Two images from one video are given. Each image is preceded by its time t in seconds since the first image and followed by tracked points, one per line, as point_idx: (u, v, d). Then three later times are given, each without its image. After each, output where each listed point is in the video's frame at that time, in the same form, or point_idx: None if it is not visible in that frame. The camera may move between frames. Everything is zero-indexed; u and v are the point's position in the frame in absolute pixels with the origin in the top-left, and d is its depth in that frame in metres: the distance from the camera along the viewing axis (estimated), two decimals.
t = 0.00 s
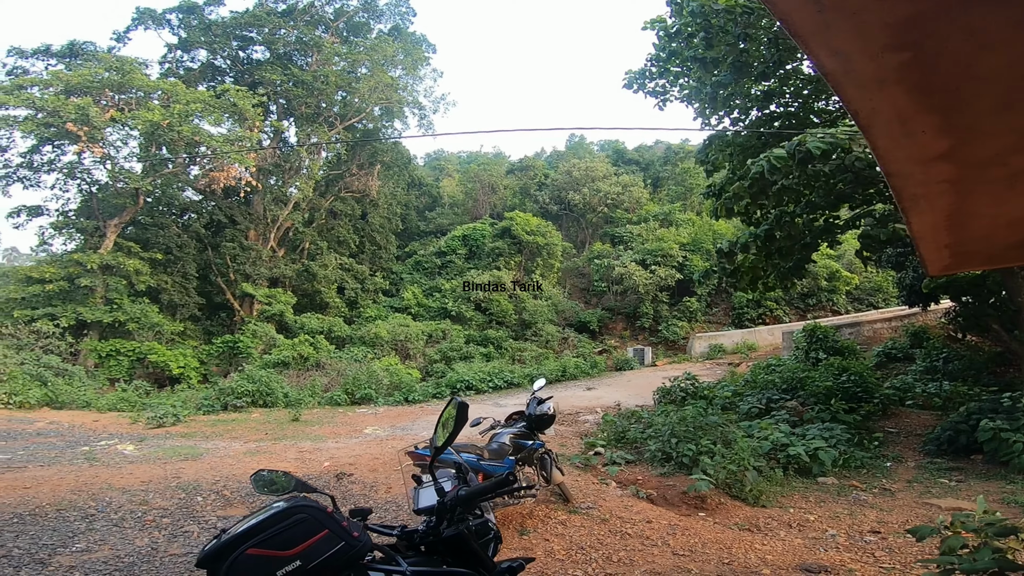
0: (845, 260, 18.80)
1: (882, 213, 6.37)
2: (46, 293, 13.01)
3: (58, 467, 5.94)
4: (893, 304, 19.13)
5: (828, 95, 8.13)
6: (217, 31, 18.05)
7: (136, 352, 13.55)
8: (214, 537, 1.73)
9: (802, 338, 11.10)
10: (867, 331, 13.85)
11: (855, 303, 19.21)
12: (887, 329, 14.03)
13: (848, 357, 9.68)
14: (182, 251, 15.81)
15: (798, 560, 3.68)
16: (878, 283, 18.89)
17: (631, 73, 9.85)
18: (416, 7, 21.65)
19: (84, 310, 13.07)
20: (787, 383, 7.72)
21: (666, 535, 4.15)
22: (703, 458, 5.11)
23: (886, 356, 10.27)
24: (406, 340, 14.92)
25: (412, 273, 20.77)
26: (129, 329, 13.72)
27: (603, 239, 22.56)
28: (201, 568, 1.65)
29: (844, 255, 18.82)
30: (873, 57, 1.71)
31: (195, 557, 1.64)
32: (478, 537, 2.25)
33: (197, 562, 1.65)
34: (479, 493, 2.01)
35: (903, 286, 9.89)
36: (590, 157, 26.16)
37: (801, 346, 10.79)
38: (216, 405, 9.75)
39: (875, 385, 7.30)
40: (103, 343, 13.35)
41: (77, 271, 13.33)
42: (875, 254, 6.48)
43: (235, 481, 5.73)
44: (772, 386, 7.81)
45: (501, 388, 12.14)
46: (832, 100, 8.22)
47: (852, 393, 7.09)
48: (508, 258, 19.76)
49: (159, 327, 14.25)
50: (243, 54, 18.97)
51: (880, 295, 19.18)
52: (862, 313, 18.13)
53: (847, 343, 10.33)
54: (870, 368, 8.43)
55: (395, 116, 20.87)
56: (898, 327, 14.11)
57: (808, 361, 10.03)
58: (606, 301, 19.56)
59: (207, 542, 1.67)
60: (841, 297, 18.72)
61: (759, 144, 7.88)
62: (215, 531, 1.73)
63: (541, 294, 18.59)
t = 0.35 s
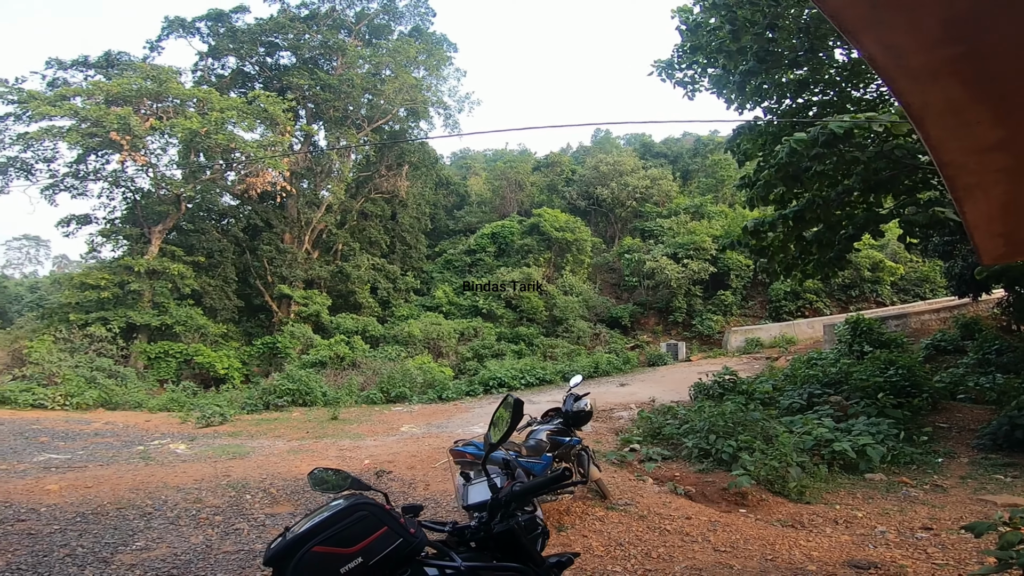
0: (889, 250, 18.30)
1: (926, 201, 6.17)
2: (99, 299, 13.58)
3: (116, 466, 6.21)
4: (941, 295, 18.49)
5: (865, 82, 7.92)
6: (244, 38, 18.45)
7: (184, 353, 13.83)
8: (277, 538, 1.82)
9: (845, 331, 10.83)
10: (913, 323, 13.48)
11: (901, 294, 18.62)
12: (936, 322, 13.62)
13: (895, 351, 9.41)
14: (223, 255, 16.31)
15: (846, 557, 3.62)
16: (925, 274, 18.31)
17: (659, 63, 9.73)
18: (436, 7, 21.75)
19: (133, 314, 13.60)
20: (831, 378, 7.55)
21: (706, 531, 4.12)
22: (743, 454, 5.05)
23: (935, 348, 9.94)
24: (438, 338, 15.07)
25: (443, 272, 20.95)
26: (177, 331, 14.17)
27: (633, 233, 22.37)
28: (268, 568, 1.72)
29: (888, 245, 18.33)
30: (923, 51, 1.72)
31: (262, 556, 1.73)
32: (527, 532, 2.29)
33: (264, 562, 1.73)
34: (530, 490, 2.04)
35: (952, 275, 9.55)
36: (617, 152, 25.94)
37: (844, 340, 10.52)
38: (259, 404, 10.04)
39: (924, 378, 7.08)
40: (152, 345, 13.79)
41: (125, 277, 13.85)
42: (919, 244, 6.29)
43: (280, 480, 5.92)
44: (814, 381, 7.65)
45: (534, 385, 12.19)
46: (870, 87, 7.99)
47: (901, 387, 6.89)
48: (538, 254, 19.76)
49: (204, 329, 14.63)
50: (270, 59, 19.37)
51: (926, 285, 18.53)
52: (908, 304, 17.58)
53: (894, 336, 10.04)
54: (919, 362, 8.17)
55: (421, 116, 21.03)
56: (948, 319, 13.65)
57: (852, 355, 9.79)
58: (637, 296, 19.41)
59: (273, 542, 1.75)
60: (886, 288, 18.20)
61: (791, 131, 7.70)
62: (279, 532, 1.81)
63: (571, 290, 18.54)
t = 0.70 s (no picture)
0: (941, 238, 17.61)
1: (979, 187, 5.93)
2: (153, 302, 14.13)
3: (172, 462, 6.50)
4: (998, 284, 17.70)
5: (909, 68, 7.66)
6: (275, 43, 18.87)
7: (231, 353, 14.17)
8: (337, 532, 1.91)
9: (896, 323, 10.47)
10: (968, 314, 12.95)
11: (955, 285, 17.94)
12: (994, 312, 13.04)
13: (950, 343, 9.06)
14: (265, 257, 16.81)
15: (899, 553, 3.54)
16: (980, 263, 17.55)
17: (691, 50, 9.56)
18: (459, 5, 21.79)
19: (184, 315, 14.15)
20: (884, 373, 7.31)
21: (751, 527, 4.07)
22: (789, 450, 4.96)
23: (993, 340, 9.53)
24: (473, 335, 15.20)
25: (477, 269, 21.10)
26: (224, 331, 14.65)
27: (667, 226, 22.07)
28: (330, 561, 1.81)
29: (940, 233, 17.65)
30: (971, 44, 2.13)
31: (325, 550, 1.82)
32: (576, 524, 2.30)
33: (326, 555, 1.82)
34: (582, 484, 2.05)
35: (1011, 264, 9.14)
36: (648, 145, 25.62)
37: (894, 332, 10.18)
38: (302, 402, 10.34)
39: (982, 371, 6.79)
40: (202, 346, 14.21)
41: (177, 280, 14.36)
42: (972, 231, 6.05)
43: (325, 476, 6.13)
44: (865, 377, 7.44)
45: (570, 380, 12.19)
46: (915, 73, 7.71)
47: (957, 381, 6.63)
48: (570, 249, 19.69)
49: (249, 329, 15.04)
50: (301, 63, 19.77)
51: (981, 274, 17.73)
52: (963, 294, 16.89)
53: (949, 328, 9.67)
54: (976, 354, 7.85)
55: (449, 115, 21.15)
56: (1007, 309, 13.05)
57: (904, 348, 9.47)
58: (673, 290, 19.16)
59: (334, 537, 1.83)
60: (939, 278, 17.50)
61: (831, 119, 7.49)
62: (340, 527, 1.88)
63: (605, 285, 18.43)
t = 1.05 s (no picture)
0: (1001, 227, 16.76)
1: None
2: (206, 303, 14.73)
3: (230, 457, 6.79)
4: None
5: (961, 54, 7.39)
6: (310, 47, 19.35)
7: (280, 351, 14.56)
8: (399, 527, 1.99)
9: (955, 315, 10.04)
10: None
11: (1018, 275, 17.05)
12: None
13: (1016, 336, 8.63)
14: (308, 257, 17.29)
15: (961, 552, 3.42)
16: None
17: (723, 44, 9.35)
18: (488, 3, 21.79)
19: (236, 315, 14.68)
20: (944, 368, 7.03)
21: (802, 525, 3.99)
22: (841, 447, 4.84)
23: None
24: (511, 332, 15.27)
25: (514, 266, 21.17)
26: (272, 330, 15.11)
27: (708, 220, 21.67)
28: (393, 554, 1.89)
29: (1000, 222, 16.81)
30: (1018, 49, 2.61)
31: (389, 544, 1.90)
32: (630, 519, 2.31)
33: (390, 549, 1.90)
34: (637, 479, 2.04)
35: None
36: (685, 137, 25.18)
37: (953, 326, 9.77)
38: (347, 398, 10.62)
39: None
40: (252, 344, 14.63)
41: (229, 282, 14.91)
42: None
43: (372, 471, 6.31)
44: (924, 373, 7.16)
45: (609, 376, 12.14)
46: (967, 60, 7.47)
47: None
48: (607, 245, 19.54)
49: (295, 328, 15.45)
50: (336, 67, 20.16)
51: None
52: None
53: (1014, 320, 9.20)
54: None
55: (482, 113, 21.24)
56: None
57: (965, 341, 9.07)
58: (715, 284, 18.83)
59: (398, 531, 1.92)
60: (1001, 268, 16.66)
61: (884, 107, 7.22)
62: (403, 523, 1.97)
63: (644, 280, 18.24)
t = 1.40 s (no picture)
0: None
1: None
2: (256, 302, 15.24)
3: (282, 453, 7.01)
4: None
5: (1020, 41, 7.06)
6: (345, 51, 19.73)
7: (325, 350, 14.89)
8: (458, 522, 2.05)
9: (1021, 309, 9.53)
10: None
11: None
12: None
13: None
14: (350, 257, 17.68)
15: None
16: None
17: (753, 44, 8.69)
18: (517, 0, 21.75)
19: (283, 314, 15.12)
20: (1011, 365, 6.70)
21: (858, 525, 3.88)
22: (900, 446, 4.69)
23: None
24: (550, 329, 15.28)
25: (551, 263, 21.14)
26: (318, 329, 15.48)
27: (751, 213, 21.15)
28: (454, 549, 1.95)
29: None
30: None
31: (450, 538, 1.96)
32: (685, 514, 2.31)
33: (450, 544, 1.96)
34: (700, 474, 1.99)
35: None
36: (725, 129, 24.64)
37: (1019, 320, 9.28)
38: (390, 395, 10.83)
39: None
40: (299, 342, 15.04)
41: (275, 282, 15.39)
42: None
43: (417, 467, 6.43)
44: (989, 370, 6.84)
45: (650, 373, 12.01)
46: None
47: None
48: (646, 240, 19.31)
49: (339, 327, 15.78)
50: (370, 69, 20.50)
51: None
52: None
53: None
54: None
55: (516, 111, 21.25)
56: None
57: None
58: (760, 279, 18.43)
59: (458, 527, 1.97)
60: None
61: (942, 96, 6.93)
62: (462, 517, 2.03)
63: (684, 275, 17.97)
